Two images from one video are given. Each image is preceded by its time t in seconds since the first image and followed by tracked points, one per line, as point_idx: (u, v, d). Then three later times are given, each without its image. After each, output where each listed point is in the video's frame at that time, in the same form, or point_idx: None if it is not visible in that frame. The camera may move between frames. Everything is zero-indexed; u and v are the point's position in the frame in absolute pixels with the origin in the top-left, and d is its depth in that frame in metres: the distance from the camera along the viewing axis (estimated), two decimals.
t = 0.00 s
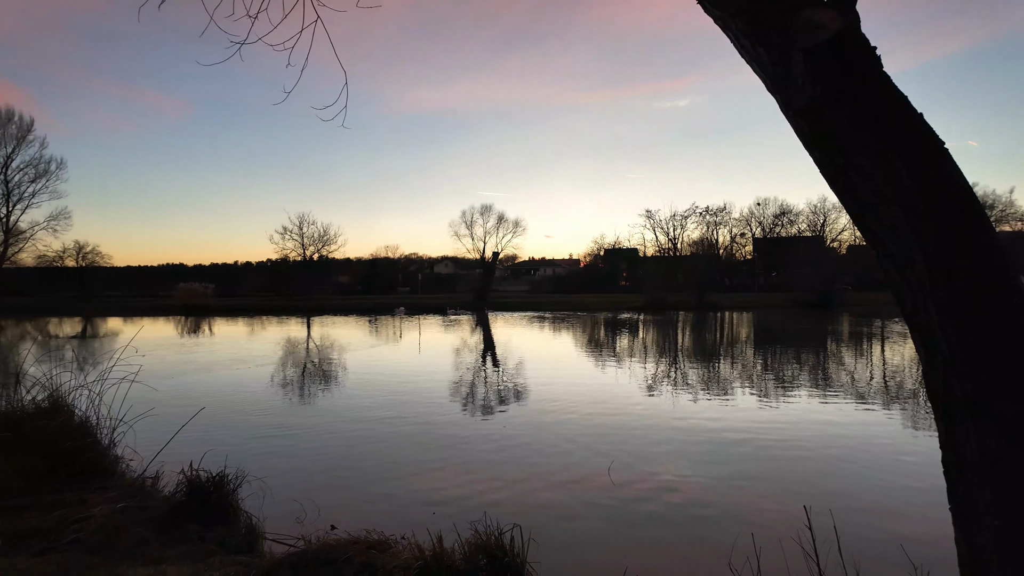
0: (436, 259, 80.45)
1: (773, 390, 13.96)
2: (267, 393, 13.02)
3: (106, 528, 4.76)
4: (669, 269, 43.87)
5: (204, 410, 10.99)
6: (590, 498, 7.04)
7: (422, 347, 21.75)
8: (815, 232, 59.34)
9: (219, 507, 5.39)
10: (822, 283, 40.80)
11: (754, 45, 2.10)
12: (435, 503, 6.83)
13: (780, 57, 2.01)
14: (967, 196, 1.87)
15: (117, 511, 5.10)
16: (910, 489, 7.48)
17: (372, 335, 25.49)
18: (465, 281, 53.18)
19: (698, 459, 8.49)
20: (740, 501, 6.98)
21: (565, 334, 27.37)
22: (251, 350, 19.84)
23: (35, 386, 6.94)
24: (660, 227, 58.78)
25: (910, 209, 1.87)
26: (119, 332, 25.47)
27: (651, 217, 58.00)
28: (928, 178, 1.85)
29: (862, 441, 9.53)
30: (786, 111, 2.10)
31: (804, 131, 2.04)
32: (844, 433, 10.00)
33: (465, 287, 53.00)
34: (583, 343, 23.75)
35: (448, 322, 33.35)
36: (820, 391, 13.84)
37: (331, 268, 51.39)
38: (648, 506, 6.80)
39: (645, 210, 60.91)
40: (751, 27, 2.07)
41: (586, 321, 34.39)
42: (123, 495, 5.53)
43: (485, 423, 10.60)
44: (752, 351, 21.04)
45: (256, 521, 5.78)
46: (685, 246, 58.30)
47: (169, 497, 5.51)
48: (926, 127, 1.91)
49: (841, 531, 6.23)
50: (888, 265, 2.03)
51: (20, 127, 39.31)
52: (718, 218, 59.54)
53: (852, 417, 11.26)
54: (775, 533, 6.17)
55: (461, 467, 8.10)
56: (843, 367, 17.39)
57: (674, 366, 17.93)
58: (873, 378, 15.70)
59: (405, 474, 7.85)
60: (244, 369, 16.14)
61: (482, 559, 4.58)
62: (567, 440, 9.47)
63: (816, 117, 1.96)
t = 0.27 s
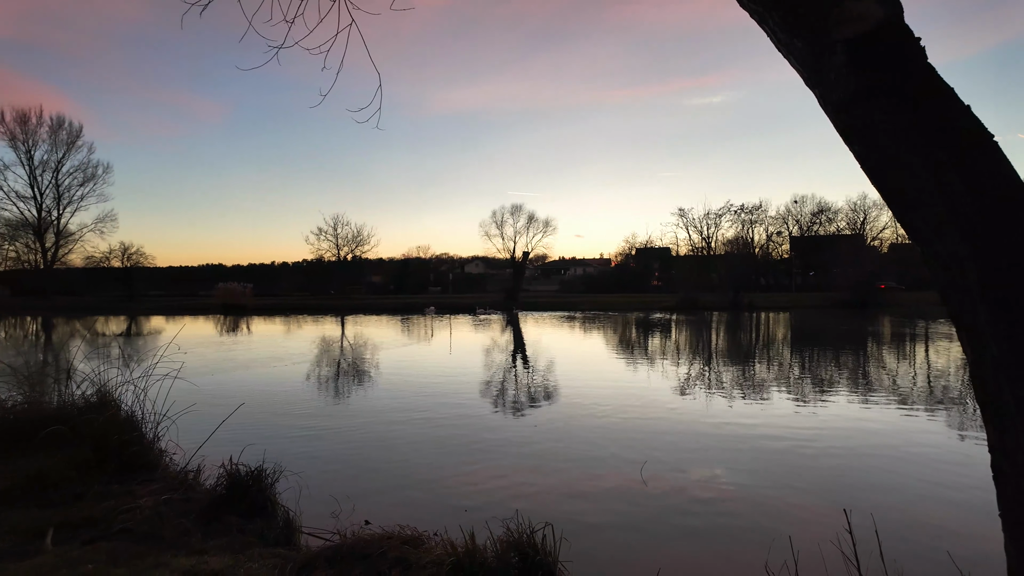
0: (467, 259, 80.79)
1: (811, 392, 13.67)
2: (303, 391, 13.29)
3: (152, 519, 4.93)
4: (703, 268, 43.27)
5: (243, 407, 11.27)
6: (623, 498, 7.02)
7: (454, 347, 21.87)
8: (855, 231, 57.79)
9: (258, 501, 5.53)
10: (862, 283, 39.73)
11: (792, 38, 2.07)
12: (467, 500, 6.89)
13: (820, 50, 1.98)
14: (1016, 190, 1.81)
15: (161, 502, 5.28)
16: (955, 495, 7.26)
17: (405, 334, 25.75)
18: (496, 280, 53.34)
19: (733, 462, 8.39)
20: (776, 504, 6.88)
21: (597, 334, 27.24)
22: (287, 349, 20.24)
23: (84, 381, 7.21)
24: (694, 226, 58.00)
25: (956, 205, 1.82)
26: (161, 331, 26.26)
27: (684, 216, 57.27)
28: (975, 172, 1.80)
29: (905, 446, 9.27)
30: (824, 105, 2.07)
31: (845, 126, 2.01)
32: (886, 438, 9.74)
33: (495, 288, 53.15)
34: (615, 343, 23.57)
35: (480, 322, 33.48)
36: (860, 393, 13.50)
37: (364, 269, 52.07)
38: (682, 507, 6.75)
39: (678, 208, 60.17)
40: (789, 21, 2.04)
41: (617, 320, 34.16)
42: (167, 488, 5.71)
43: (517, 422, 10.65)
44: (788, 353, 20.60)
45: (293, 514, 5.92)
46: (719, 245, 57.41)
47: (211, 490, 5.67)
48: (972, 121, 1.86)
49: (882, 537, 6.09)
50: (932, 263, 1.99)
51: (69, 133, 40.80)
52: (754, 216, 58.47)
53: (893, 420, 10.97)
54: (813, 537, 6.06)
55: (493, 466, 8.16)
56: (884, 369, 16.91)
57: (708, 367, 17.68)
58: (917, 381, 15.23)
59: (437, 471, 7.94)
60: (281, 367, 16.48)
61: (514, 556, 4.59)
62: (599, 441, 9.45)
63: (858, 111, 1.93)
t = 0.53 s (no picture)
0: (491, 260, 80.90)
1: (842, 394, 13.43)
2: (331, 389, 13.48)
3: (185, 513, 5.06)
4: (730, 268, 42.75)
5: (273, 405, 11.49)
6: (649, 499, 7.00)
7: (479, 347, 21.91)
8: (888, 229, 56.44)
9: (287, 497, 5.63)
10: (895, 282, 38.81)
11: (822, 33, 2.05)
12: (493, 499, 6.93)
13: (852, 44, 1.96)
14: None
15: (194, 496, 5.41)
16: (992, 502, 7.09)
17: (430, 334, 25.93)
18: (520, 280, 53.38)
19: (761, 465, 8.30)
20: (805, 508, 6.80)
21: (622, 334, 27.10)
22: (315, 348, 20.53)
23: (121, 378, 7.41)
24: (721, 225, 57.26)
25: (994, 200, 1.78)
26: (194, 330, 26.86)
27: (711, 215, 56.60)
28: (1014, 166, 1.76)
29: (940, 451, 9.06)
30: (857, 100, 2.04)
31: (878, 120, 1.98)
32: (920, 442, 9.53)
33: (520, 287, 53.18)
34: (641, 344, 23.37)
35: (504, 322, 33.52)
36: (894, 396, 13.22)
37: (390, 269, 52.51)
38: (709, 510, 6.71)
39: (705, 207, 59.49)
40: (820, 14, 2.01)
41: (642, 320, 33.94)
42: (200, 482, 5.85)
43: (542, 423, 10.67)
44: (819, 354, 20.23)
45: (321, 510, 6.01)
46: (747, 244, 56.59)
47: (242, 485, 5.79)
48: (1010, 114, 1.82)
49: (917, 542, 5.97)
50: (966, 262, 1.97)
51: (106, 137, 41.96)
52: (783, 215, 57.52)
53: (927, 424, 10.72)
54: (844, 542, 5.99)
55: (518, 466, 8.19)
56: (919, 372, 16.51)
57: (737, 369, 17.43)
58: (953, 383, 14.85)
59: (463, 471, 8.00)
60: (309, 366, 16.73)
61: (540, 556, 4.58)
62: (625, 442, 9.43)
63: (892, 105, 1.90)
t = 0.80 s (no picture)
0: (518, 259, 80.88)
1: (877, 397, 13.14)
2: (359, 387, 13.66)
3: (219, 507, 5.19)
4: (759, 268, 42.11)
5: (303, 403, 11.71)
6: (676, 500, 6.96)
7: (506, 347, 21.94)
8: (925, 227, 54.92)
9: (317, 493, 5.72)
10: (932, 282, 37.78)
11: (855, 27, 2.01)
12: (519, 498, 6.97)
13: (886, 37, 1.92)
14: None
15: (228, 491, 5.54)
16: None
17: (457, 334, 26.08)
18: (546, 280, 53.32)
19: (791, 467, 8.18)
20: (838, 512, 6.69)
21: (649, 334, 26.89)
22: (343, 347, 20.80)
23: (158, 375, 7.64)
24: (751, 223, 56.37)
25: None
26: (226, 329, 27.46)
27: (740, 213, 55.78)
28: None
29: (980, 456, 8.81)
30: (891, 95, 2.01)
31: (912, 115, 1.95)
32: (958, 446, 9.28)
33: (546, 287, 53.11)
34: (669, 345, 23.16)
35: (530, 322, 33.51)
36: (930, 398, 12.89)
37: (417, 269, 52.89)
38: (738, 512, 6.65)
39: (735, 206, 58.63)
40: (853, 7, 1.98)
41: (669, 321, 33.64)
42: (234, 477, 5.99)
43: (568, 423, 10.67)
44: (852, 355, 19.81)
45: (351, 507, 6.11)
46: (778, 243, 55.62)
47: (274, 481, 5.91)
48: None
49: (956, 550, 5.83)
50: (1006, 260, 1.93)
51: (143, 141, 43.11)
52: (815, 213, 56.38)
53: (966, 428, 10.44)
54: (879, 547, 5.88)
55: (545, 466, 8.21)
56: (958, 374, 16.04)
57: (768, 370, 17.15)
58: (993, 386, 14.41)
59: (490, 470, 8.05)
60: (338, 364, 16.96)
61: (566, 555, 4.56)
62: (652, 443, 9.37)
63: (929, 99, 1.87)
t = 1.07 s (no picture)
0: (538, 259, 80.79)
1: (904, 399, 12.90)
2: (381, 386, 13.79)
3: (245, 503, 5.29)
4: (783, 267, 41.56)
5: (326, 401, 11.87)
6: (698, 503, 6.93)
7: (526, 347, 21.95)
8: (955, 225, 53.63)
9: (339, 490, 5.79)
10: (962, 282, 36.94)
11: (882, 22, 1.99)
12: (539, 498, 7.00)
13: (914, 34, 1.90)
14: None
15: (253, 488, 5.64)
16: None
17: (477, 334, 26.15)
18: (567, 280, 53.22)
19: (816, 471, 8.08)
20: (864, 516, 6.60)
21: (671, 334, 26.68)
22: (365, 346, 20.97)
23: (185, 372, 7.79)
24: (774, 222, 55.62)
25: None
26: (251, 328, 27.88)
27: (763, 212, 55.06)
28: None
29: (1011, 461, 8.61)
30: (920, 91, 1.98)
31: (941, 112, 1.92)
32: (988, 452, 9.08)
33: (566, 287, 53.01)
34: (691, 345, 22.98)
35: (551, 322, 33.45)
36: (960, 401, 12.62)
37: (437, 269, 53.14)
38: (760, 516, 6.60)
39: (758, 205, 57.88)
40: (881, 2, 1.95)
41: (691, 321, 33.38)
42: (258, 474, 6.09)
43: (588, 424, 10.66)
44: (879, 357, 19.45)
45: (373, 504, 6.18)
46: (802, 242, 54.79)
47: (298, 478, 6.00)
48: None
49: (986, 556, 5.72)
50: None
51: (170, 144, 43.92)
52: (840, 212, 55.43)
53: (996, 432, 10.21)
54: (906, 552, 5.79)
55: (565, 466, 8.22)
56: (989, 376, 15.68)
57: (793, 371, 16.92)
58: None
59: (509, 469, 8.09)
60: (360, 363, 17.13)
61: (586, 555, 4.56)
62: (674, 445, 9.32)
63: (959, 96, 1.84)
